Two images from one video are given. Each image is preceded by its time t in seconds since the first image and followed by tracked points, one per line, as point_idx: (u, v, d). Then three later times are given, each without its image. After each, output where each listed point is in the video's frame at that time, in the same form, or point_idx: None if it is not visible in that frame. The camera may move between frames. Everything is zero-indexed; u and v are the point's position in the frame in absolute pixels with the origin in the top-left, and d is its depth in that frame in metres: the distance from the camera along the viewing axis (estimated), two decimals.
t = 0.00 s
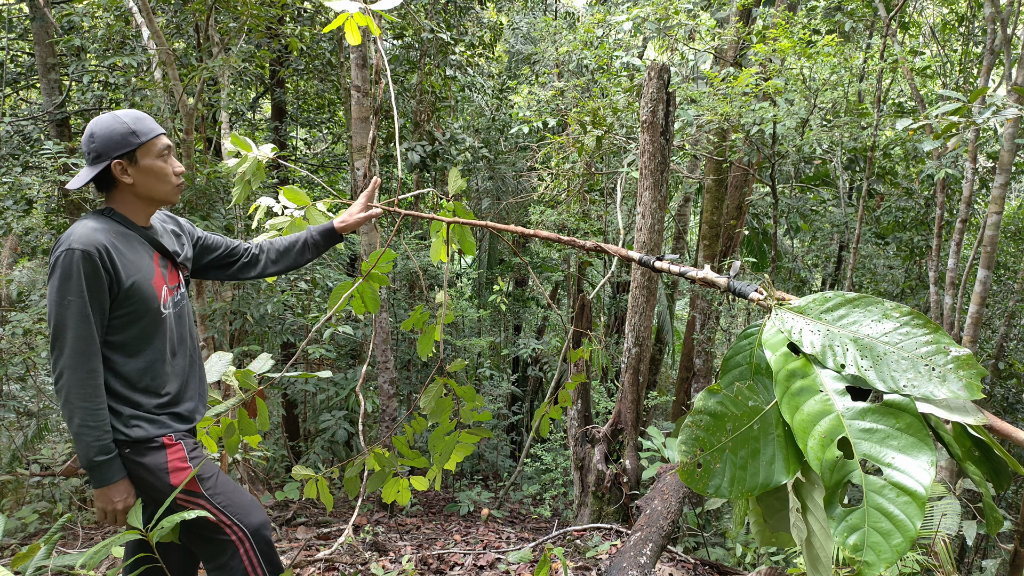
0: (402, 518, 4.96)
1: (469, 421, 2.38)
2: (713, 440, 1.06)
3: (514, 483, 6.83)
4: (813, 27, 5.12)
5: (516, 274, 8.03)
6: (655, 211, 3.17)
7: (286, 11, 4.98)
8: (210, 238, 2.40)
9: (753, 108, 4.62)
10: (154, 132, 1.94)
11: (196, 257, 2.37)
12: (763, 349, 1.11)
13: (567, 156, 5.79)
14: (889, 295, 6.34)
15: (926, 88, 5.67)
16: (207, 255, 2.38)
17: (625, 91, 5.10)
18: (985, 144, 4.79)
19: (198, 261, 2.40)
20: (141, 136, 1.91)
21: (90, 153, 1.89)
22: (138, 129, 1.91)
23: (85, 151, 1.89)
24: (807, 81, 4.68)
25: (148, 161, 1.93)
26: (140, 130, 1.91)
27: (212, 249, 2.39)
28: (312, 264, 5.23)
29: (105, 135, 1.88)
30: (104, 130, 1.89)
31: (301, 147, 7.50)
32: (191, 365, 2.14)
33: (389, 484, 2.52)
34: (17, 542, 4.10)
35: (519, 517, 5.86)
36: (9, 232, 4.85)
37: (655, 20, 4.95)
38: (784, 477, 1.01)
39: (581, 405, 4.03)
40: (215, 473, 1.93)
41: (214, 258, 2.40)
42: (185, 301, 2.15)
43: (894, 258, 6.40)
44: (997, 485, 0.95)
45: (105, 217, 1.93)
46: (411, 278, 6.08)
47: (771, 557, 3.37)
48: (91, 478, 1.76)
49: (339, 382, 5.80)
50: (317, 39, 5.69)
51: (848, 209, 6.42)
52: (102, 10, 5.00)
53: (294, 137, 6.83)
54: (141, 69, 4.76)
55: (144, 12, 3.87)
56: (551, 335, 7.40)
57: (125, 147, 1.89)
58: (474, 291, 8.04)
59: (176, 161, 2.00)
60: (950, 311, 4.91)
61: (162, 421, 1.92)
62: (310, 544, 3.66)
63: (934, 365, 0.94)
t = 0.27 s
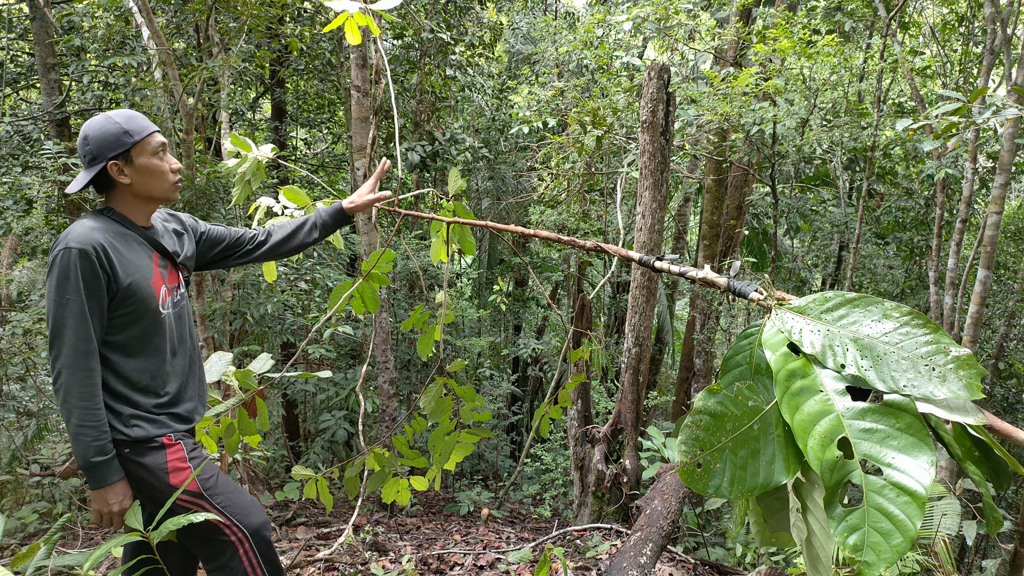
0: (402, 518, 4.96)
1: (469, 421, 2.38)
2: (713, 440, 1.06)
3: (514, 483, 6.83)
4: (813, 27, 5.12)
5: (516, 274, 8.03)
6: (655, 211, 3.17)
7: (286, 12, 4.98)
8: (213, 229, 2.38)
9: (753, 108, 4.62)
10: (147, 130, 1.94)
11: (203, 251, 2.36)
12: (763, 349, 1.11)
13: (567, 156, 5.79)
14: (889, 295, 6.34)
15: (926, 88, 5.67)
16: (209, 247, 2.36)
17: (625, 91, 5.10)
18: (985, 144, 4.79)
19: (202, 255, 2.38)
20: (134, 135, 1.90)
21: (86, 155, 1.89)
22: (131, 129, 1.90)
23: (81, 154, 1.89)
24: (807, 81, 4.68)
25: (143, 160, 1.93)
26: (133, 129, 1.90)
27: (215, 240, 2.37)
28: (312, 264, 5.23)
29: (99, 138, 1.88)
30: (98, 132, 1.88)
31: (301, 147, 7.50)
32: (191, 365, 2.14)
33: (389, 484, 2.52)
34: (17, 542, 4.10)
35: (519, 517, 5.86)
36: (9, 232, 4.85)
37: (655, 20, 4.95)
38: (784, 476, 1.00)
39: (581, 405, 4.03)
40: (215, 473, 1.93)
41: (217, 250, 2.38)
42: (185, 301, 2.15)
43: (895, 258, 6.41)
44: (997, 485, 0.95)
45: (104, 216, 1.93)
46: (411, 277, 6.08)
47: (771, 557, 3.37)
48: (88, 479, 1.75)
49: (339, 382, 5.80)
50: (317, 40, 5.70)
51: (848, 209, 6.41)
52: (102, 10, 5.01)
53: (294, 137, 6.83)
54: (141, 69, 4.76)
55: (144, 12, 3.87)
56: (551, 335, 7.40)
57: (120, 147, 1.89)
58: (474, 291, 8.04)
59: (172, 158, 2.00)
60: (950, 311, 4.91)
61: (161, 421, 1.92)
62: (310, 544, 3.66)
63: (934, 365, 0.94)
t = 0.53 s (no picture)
0: (402, 518, 4.96)
1: (468, 421, 2.38)
2: (714, 441, 1.06)
3: (514, 483, 6.83)
4: (813, 26, 5.12)
5: (516, 274, 8.03)
6: (655, 211, 3.17)
7: (286, 11, 4.98)
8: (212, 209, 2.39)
9: (753, 108, 4.61)
10: (147, 129, 1.93)
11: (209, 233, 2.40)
12: (763, 349, 1.11)
13: (567, 156, 5.79)
14: (889, 295, 6.34)
15: (926, 88, 5.67)
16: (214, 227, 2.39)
17: (625, 91, 5.10)
18: (985, 144, 4.79)
19: (208, 235, 2.42)
20: (135, 135, 1.90)
21: (88, 158, 1.90)
22: (132, 128, 1.90)
23: (82, 157, 1.90)
24: (807, 81, 4.68)
25: (146, 159, 1.93)
26: (133, 129, 1.90)
27: (218, 220, 2.39)
28: (312, 264, 5.24)
29: (100, 139, 1.88)
30: (98, 134, 1.89)
31: (301, 147, 7.49)
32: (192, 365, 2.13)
33: (389, 484, 2.52)
34: (18, 542, 4.09)
35: (519, 517, 5.86)
36: (9, 232, 4.85)
37: (655, 20, 4.95)
38: (784, 477, 1.00)
39: (581, 405, 4.03)
40: (208, 475, 1.93)
41: (222, 229, 2.41)
42: (187, 302, 2.14)
43: (895, 258, 6.41)
44: (997, 485, 0.94)
45: (105, 217, 1.93)
46: (411, 277, 6.08)
47: (771, 557, 3.37)
48: (80, 479, 1.76)
49: (339, 382, 5.80)
50: (317, 40, 5.70)
51: (848, 209, 6.41)
52: (102, 10, 5.01)
53: (294, 137, 6.83)
54: (141, 69, 4.76)
55: (144, 12, 3.87)
56: (552, 335, 7.40)
57: (121, 147, 1.89)
58: (474, 291, 8.04)
59: (174, 155, 1.99)
60: (950, 311, 4.91)
61: (157, 423, 1.91)
62: (310, 544, 3.66)
63: (934, 365, 0.94)
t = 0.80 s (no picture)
0: (402, 518, 4.96)
1: (468, 421, 2.38)
2: (713, 440, 1.06)
3: (514, 483, 6.83)
4: (813, 27, 5.12)
5: (516, 274, 8.03)
6: (655, 211, 3.17)
7: (286, 11, 4.98)
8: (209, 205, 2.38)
9: (753, 108, 4.61)
10: (147, 129, 1.93)
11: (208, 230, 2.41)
12: (763, 349, 1.11)
13: (567, 156, 5.78)
14: (889, 295, 6.34)
15: (926, 88, 5.68)
16: (214, 225, 2.40)
17: (625, 91, 5.10)
18: (985, 144, 4.79)
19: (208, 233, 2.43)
20: (135, 135, 1.90)
21: (88, 158, 1.90)
22: (132, 129, 1.90)
23: (82, 157, 1.90)
24: (807, 81, 4.68)
25: (146, 159, 1.93)
26: (133, 129, 1.90)
27: (217, 217, 2.39)
28: (312, 264, 5.24)
29: (100, 140, 1.88)
30: (98, 134, 1.88)
31: (301, 147, 7.49)
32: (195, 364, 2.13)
33: (389, 484, 2.52)
34: (18, 542, 4.09)
35: (519, 517, 5.86)
36: (9, 232, 4.85)
37: (655, 20, 4.96)
38: (784, 477, 1.01)
39: (581, 405, 4.02)
40: (212, 473, 1.93)
41: (222, 225, 2.42)
42: (188, 301, 2.14)
43: (894, 258, 6.41)
44: (997, 485, 0.95)
45: (106, 217, 1.93)
46: (411, 277, 6.08)
47: (771, 557, 3.37)
48: (83, 479, 1.76)
49: (339, 382, 5.80)
50: (317, 39, 5.70)
51: (848, 209, 6.40)
52: (102, 10, 5.01)
53: (293, 137, 6.83)
54: (141, 69, 4.76)
55: (144, 12, 3.87)
56: (552, 335, 7.40)
57: (121, 147, 1.89)
58: (474, 291, 8.05)
59: (174, 155, 1.99)
60: (950, 312, 4.91)
61: (158, 422, 1.90)
62: (309, 544, 3.66)
63: (934, 365, 0.94)
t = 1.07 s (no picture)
0: (402, 518, 4.96)
1: (468, 421, 2.38)
2: (713, 441, 1.06)
3: (514, 483, 6.83)
4: (813, 27, 5.12)
5: (516, 274, 8.03)
6: (655, 211, 3.16)
7: (286, 12, 4.99)
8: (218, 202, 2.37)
9: (753, 108, 4.61)
10: (152, 128, 1.93)
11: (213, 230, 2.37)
12: (763, 349, 1.11)
13: (567, 156, 5.78)
14: (889, 295, 6.34)
15: (926, 88, 5.68)
16: (223, 221, 2.37)
17: (625, 91, 5.10)
18: (985, 144, 4.79)
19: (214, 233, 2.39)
20: (140, 134, 1.90)
21: (93, 159, 1.90)
22: (136, 128, 1.90)
23: (88, 158, 1.90)
24: (807, 81, 4.68)
25: (151, 158, 1.93)
26: (138, 128, 1.90)
27: (226, 213, 2.37)
28: (312, 264, 5.24)
29: (105, 140, 1.88)
30: (103, 134, 1.89)
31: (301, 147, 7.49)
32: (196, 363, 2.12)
33: (389, 484, 2.52)
34: (18, 542, 4.09)
35: (519, 517, 5.86)
36: (9, 232, 4.86)
37: (655, 20, 4.96)
38: (784, 477, 1.00)
39: (581, 405, 4.02)
40: (206, 475, 1.92)
41: (231, 222, 2.40)
42: (192, 300, 2.14)
43: (895, 258, 6.41)
44: (997, 485, 0.95)
45: (112, 216, 1.94)
46: (411, 277, 6.07)
47: (771, 557, 3.37)
48: (79, 475, 1.77)
49: (339, 382, 5.80)
50: (317, 39, 5.70)
51: (848, 209, 6.40)
52: (102, 10, 5.01)
53: (294, 137, 6.82)
54: (141, 69, 4.75)
55: (144, 12, 3.87)
56: (552, 335, 7.40)
57: (126, 147, 1.89)
58: (474, 291, 8.05)
59: (179, 153, 1.99)
60: (950, 312, 4.91)
61: (155, 420, 1.89)
62: (309, 544, 3.66)
63: (934, 365, 0.94)
